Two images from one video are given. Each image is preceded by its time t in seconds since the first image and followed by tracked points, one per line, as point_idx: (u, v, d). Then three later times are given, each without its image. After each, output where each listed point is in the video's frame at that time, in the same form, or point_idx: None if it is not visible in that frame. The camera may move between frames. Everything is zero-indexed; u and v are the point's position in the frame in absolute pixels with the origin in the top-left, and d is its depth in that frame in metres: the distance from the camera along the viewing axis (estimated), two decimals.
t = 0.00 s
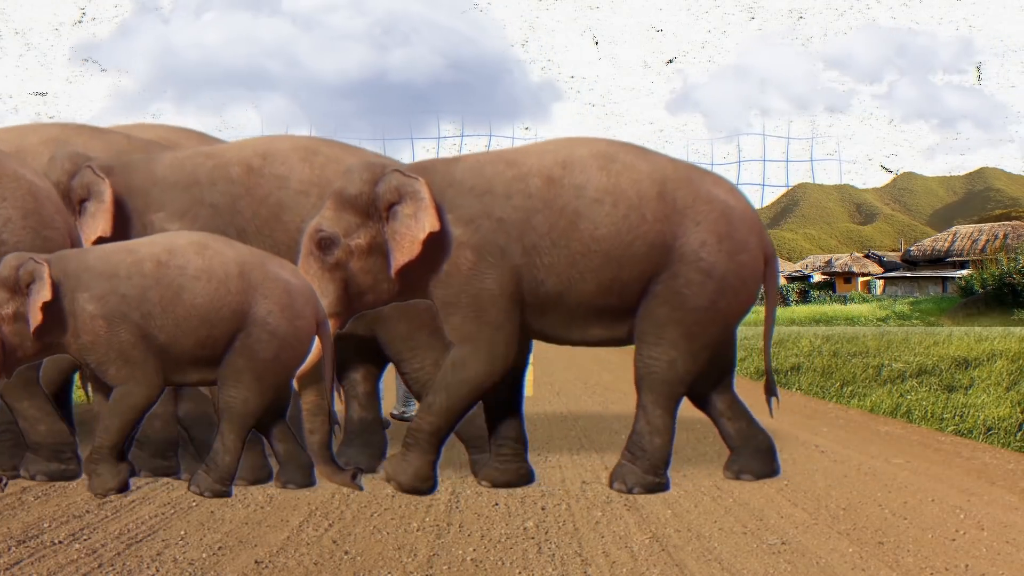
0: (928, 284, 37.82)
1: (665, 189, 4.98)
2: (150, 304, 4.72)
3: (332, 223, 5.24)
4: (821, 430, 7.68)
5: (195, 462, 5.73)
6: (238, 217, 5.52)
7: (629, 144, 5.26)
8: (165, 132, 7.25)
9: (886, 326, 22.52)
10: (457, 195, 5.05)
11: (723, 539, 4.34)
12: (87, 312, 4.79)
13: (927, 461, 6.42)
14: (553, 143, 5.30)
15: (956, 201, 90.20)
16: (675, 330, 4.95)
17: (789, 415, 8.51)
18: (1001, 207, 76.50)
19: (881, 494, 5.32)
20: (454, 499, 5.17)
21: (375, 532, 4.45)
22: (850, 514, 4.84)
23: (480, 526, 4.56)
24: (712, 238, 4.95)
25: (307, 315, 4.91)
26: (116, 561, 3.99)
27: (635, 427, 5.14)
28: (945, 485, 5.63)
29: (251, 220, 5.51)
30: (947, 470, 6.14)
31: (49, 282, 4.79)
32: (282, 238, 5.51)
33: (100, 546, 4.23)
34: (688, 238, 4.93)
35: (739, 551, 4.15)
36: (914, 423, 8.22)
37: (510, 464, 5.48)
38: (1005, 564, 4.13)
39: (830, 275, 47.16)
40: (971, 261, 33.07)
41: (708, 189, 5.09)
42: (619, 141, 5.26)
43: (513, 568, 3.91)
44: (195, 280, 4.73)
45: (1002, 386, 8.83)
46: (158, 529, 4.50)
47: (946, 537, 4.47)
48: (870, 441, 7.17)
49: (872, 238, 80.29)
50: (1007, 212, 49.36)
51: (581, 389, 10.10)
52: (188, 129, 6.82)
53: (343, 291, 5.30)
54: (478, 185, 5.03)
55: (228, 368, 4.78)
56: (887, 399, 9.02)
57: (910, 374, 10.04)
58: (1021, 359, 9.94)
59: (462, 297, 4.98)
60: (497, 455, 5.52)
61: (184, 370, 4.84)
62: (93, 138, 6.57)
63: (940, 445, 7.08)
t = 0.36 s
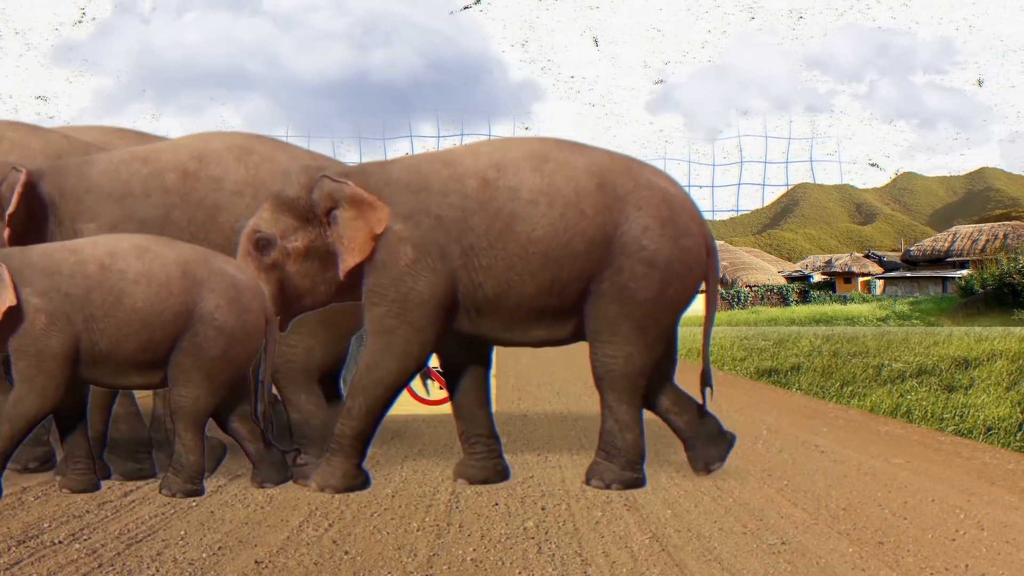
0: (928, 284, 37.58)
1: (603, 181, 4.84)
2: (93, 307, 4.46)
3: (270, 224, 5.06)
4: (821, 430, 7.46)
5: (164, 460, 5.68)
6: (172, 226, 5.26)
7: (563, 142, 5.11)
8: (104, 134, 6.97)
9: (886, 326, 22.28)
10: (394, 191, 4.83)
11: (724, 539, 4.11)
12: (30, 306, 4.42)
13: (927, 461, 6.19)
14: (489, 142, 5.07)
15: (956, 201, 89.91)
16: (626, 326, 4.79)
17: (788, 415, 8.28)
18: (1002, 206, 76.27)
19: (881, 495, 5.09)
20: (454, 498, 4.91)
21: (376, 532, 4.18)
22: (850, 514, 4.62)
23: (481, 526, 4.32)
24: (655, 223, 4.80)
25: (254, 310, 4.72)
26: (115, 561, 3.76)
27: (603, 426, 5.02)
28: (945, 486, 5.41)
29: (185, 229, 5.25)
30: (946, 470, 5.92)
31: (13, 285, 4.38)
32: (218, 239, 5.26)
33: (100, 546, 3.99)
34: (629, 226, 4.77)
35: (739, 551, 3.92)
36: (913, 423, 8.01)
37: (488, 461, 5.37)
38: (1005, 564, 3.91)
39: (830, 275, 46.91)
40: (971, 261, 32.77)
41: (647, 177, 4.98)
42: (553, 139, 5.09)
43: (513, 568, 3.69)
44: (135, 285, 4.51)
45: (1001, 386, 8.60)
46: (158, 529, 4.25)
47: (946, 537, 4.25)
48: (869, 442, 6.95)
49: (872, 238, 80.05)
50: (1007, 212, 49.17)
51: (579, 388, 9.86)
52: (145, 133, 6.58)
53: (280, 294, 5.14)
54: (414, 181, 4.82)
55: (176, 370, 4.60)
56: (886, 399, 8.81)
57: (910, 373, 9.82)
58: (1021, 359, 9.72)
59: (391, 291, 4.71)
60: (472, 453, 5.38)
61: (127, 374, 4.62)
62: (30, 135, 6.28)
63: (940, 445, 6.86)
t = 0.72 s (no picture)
0: (928, 284, 37.61)
1: (540, 176, 4.60)
2: (36, 302, 4.22)
3: (199, 213, 4.56)
4: (820, 430, 7.46)
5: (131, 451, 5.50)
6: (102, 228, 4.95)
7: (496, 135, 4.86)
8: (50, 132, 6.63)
9: (886, 326, 22.29)
10: (327, 184, 4.46)
11: (724, 539, 4.11)
12: None
13: (927, 461, 6.19)
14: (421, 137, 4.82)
15: (956, 201, 89.91)
16: (574, 331, 4.55)
17: (788, 415, 8.27)
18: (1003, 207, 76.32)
19: (882, 495, 5.09)
20: (454, 498, 4.90)
21: (376, 532, 4.18)
22: (850, 514, 4.61)
23: (481, 526, 4.32)
24: (592, 221, 4.57)
25: (194, 299, 4.44)
26: (115, 561, 3.76)
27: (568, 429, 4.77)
28: (945, 486, 5.40)
29: (115, 231, 4.95)
30: (946, 470, 5.92)
31: None
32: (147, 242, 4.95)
33: (100, 546, 3.99)
34: (568, 223, 4.53)
35: (739, 551, 3.91)
36: (913, 423, 8.01)
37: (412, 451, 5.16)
38: (1005, 564, 3.91)
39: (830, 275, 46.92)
40: (971, 261, 32.78)
41: (582, 175, 4.79)
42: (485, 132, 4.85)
43: (514, 568, 3.69)
44: (73, 281, 4.27)
45: (1001, 386, 8.60)
46: (158, 528, 4.25)
47: (946, 537, 4.25)
48: (869, 442, 6.95)
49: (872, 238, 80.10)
50: (1007, 212, 49.21)
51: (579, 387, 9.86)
52: (75, 129, 5.65)
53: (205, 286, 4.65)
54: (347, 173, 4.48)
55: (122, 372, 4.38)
56: (886, 399, 8.81)
57: (910, 374, 9.82)
58: (1022, 359, 9.71)
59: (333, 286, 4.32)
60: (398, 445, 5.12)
61: (70, 373, 4.38)
62: None
63: (940, 445, 6.86)
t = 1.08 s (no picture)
0: (928, 284, 37.59)
1: (481, 183, 4.63)
2: None
3: (133, 205, 4.49)
4: (820, 430, 7.46)
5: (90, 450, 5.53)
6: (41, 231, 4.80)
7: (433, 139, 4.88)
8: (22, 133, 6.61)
9: (886, 326, 22.28)
10: (263, 184, 4.41)
11: (723, 539, 4.11)
12: None
13: (927, 461, 6.19)
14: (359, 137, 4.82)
15: (956, 202, 89.90)
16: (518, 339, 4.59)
17: (788, 415, 8.28)
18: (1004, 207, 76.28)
19: (882, 495, 5.09)
20: (454, 499, 4.90)
21: (376, 532, 4.18)
22: (850, 514, 4.62)
23: (481, 526, 4.32)
24: (530, 232, 4.62)
25: (138, 304, 4.40)
26: (115, 561, 3.76)
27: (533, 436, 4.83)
28: (945, 486, 5.40)
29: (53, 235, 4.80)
30: (946, 470, 5.92)
31: None
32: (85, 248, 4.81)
33: (100, 546, 3.99)
34: (506, 233, 4.57)
35: (739, 551, 3.92)
36: (913, 423, 8.01)
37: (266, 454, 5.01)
38: (1005, 564, 3.91)
39: (830, 275, 46.92)
40: (971, 261, 32.79)
41: (521, 185, 4.83)
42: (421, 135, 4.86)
43: (514, 568, 3.69)
44: (14, 278, 4.17)
45: (1001, 386, 8.60)
46: (158, 529, 4.25)
47: (946, 537, 4.25)
48: (869, 442, 6.95)
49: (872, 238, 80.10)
50: (1007, 212, 49.23)
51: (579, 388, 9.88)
52: (17, 134, 5.71)
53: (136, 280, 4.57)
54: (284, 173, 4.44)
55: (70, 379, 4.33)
56: (886, 399, 8.81)
57: (910, 373, 9.82)
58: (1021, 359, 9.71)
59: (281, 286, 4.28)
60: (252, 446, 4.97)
61: (10, 371, 4.28)
62: None
63: (940, 446, 6.86)
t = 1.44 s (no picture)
0: (928, 284, 37.59)
1: (415, 185, 4.23)
2: None
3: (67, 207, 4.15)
4: (820, 430, 7.47)
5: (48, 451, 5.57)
6: None
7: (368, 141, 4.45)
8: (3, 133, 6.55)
9: (886, 326, 22.29)
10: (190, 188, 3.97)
11: (724, 539, 4.11)
12: None
13: (927, 461, 6.20)
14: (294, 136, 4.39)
15: (956, 201, 89.88)
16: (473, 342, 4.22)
17: (787, 415, 8.28)
18: (1004, 207, 76.28)
19: (882, 495, 5.09)
20: (454, 498, 4.90)
21: (376, 532, 4.18)
22: (850, 514, 4.62)
23: (481, 526, 4.32)
24: (464, 235, 4.24)
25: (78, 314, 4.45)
26: (115, 561, 3.76)
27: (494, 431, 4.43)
28: (945, 486, 5.41)
29: None
30: (946, 470, 5.92)
31: None
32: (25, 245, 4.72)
33: (100, 546, 3.99)
34: (442, 237, 4.18)
35: (739, 551, 3.92)
36: (913, 423, 8.02)
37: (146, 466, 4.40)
38: (1005, 564, 3.91)
39: (830, 275, 46.94)
40: (971, 261, 32.79)
41: (455, 187, 4.42)
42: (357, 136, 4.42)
43: (513, 568, 3.69)
44: None
45: (1001, 386, 8.59)
46: (158, 529, 4.25)
47: (946, 537, 4.25)
48: (869, 442, 6.95)
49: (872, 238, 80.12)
50: (1007, 211, 49.25)
51: (579, 387, 9.91)
52: None
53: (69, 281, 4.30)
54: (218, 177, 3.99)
55: (20, 388, 4.41)
56: (886, 399, 8.82)
57: (910, 373, 9.82)
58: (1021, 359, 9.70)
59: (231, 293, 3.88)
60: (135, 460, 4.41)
61: None
62: None
63: (940, 446, 6.86)
